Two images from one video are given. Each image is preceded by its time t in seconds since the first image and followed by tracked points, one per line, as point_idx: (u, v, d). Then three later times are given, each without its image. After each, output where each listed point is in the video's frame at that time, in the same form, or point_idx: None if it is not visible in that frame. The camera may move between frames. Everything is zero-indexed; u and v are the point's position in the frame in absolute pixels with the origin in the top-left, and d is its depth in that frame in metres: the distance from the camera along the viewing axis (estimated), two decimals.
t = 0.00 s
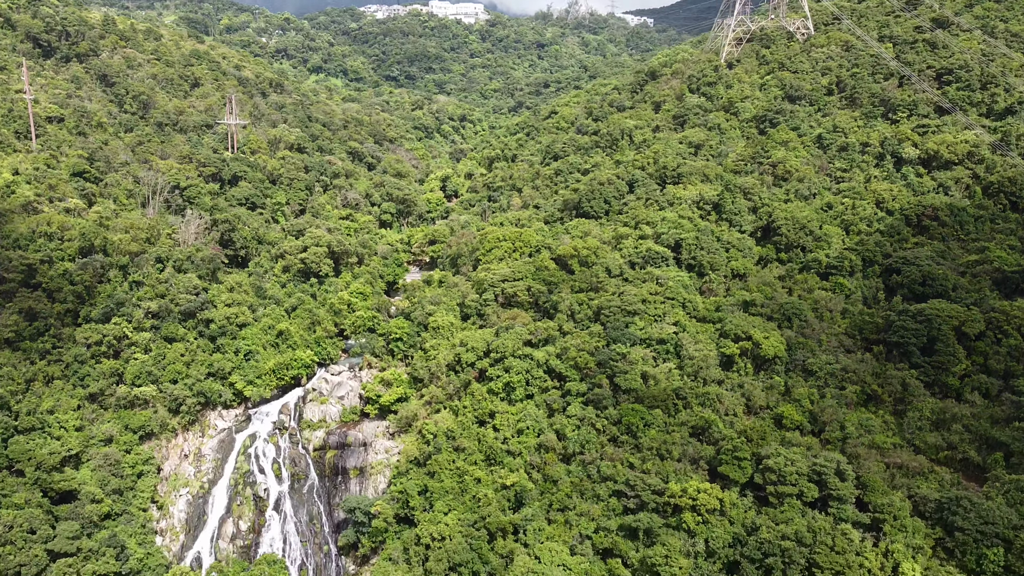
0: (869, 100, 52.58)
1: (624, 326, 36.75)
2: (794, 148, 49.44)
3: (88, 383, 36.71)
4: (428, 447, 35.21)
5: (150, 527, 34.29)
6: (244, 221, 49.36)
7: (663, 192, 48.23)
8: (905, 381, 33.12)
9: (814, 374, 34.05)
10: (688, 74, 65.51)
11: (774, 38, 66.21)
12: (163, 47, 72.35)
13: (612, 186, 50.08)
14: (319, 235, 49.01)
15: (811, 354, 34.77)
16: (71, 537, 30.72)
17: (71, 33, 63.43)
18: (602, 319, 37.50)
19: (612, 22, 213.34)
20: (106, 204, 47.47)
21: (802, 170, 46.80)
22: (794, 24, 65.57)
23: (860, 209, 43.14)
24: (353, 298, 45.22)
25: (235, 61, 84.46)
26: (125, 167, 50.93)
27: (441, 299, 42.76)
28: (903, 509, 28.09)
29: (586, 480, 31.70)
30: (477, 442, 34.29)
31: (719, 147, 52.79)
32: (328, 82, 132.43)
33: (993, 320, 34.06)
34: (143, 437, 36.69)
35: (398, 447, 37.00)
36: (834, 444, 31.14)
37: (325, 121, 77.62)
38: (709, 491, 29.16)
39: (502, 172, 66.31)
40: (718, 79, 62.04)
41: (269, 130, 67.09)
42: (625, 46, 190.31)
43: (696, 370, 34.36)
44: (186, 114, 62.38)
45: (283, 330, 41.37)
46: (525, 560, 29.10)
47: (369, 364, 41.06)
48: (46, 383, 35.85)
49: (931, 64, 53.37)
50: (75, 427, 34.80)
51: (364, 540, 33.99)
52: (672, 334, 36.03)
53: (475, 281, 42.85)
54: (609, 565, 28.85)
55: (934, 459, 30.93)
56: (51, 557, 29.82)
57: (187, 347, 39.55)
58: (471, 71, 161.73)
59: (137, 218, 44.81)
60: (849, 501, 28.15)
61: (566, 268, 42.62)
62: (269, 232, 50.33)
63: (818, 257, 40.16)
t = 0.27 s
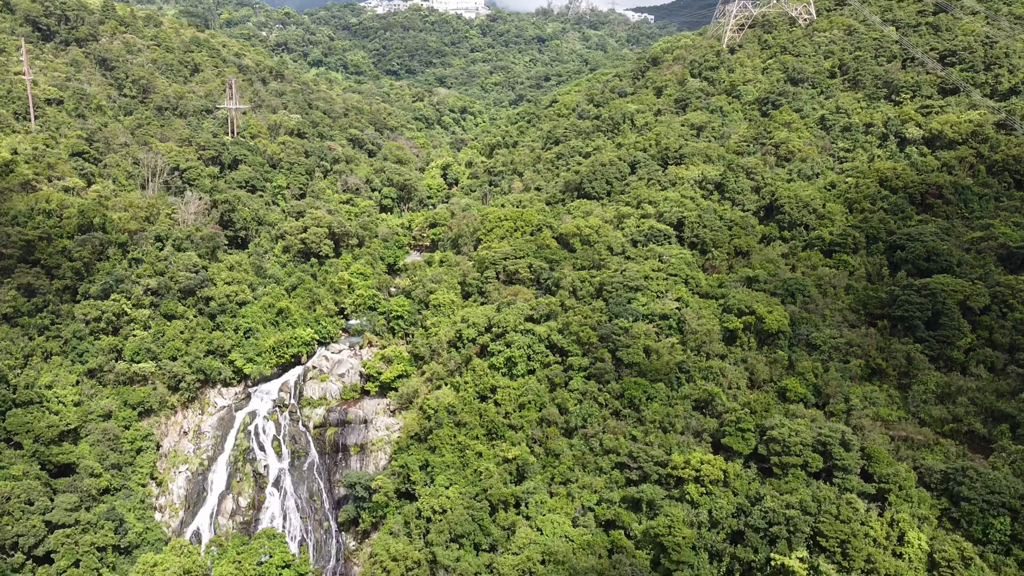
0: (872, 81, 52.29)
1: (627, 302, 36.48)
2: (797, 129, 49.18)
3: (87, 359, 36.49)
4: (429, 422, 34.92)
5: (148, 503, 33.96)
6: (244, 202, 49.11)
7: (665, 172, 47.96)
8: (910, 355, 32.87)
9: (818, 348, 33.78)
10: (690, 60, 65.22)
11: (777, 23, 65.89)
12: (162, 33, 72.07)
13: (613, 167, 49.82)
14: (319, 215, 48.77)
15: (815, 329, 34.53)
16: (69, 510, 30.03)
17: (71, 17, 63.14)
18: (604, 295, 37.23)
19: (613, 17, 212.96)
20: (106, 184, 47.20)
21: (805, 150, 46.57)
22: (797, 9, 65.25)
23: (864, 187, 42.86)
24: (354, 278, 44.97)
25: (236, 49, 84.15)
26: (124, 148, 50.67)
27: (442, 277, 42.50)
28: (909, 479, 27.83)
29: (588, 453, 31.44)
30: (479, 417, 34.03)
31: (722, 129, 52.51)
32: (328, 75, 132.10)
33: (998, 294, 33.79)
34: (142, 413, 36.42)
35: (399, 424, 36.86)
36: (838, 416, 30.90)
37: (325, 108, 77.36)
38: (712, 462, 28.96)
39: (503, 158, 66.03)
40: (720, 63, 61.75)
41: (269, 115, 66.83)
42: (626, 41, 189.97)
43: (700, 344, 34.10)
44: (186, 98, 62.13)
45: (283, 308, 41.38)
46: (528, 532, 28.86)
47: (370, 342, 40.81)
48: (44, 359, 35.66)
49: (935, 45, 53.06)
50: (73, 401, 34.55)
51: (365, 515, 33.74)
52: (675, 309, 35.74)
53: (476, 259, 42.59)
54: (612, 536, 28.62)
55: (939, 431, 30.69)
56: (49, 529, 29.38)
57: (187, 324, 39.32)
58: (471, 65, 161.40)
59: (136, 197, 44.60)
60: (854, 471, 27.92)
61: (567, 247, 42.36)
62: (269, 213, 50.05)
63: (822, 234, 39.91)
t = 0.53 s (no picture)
0: (875, 64, 52.00)
1: (629, 278, 36.22)
2: (799, 110, 48.89)
3: (85, 335, 36.29)
4: (430, 398, 34.66)
5: (147, 478, 33.71)
6: (244, 184, 48.83)
7: (667, 153, 47.70)
8: (915, 329, 32.60)
9: (822, 323, 33.52)
10: (692, 45, 64.91)
11: (779, 9, 65.57)
12: (162, 20, 71.79)
13: (615, 149, 49.54)
14: (319, 197, 48.51)
15: (819, 304, 34.27)
16: (66, 481, 29.61)
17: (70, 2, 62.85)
18: (606, 272, 36.92)
19: (614, 13, 212.52)
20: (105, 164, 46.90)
21: (808, 131, 46.33)
22: None
23: (867, 166, 42.60)
24: (354, 258, 44.71)
25: (236, 38, 83.91)
26: (123, 130, 50.41)
27: (442, 256, 42.21)
28: (914, 449, 27.56)
29: (590, 427, 31.18)
30: (480, 392, 33.78)
31: (724, 111, 52.24)
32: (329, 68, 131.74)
33: (1003, 269, 33.54)
34: (140, 389, 36.10)
35: (400, 401, 36.69)
36: (843, 389, 30.65)
37: (326, 96, 77.07)
38: (715, 434, 28.70)
39: (504, 143, 65.71)
40: (721, 48, 61.48)
41: (269, 101, 66.55)
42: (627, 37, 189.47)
43: (702, 319, 33.85)
44: (186, 83, 61.86)
45: (283, 286, 41.37)
46: (528, 504, 28.59)
47: (370, 320, 40.57)
48: (42, 334, 35.51)
49: (938, 28, 52.75)
50: (71, 376, 34.33)
51: (365, 491, 33.49)
52: (678, 285, 35.47)
53: (477, 238, 42.35)
54: (614, 508, 28.37)
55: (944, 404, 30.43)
56: (46, 501, 29.04)
57: (186, 302, 39.00)
58: (472, 59, 161.01)
59: (135, 177, 44.37)
60: (858, 441, 27.67)
61: (569, 226, 42.08)
62: (269, 194, 49.78)
63: (825, 212, 39.64)
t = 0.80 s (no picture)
0: (878, 46, 51.71)
1: (631, 253, 35.98)
2: (802, 91, 48.63)
3: (83, 310, 36.09)
4: (430, 372, 34.44)
5: (145, 453, 33.50)
6: (243, 165, 48.57)
7: (669, 133, 47.45)
8: (919, 302, 32.36)
9: (826, 296, 33.26)
10: (693, 30, 64.58)
11: None
12: (162, 6, 71.52)
13: (617, 130, 49.28)
14: (319, 177, 48.27)
15: (822, 278, 34.01)
16: (63, 453, 29.38)
17: None
18: (607, 247, 36.69)
19: (615, 8, 212.12)
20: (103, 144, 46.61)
21: (810, 111, 46.09)
22: None
23: (871, 144, 42.35)
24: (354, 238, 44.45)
25: (236, 26, 83.63)
26: (122, 111, 50.14)
27: (443, 235, 41.94)
28: (919, 418, 27.32)
29: (592, 399, 30.94)
30: (480, 366, 33.55)
31: (726, 92, 52.01)
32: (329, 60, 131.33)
33: (1008, 243, 33.27)
34: (138, 364, 35.89)
35: (400, 376, 36.53)
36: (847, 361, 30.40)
37: (326, 84, 76.78)
38: (718, 404, 28.46)
39: (505, 129, 65.40)
40: (723, 33, 61.24)
41: (269, 87, 66.26)
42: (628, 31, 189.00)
43: (705, 293, 33.61)
44: (185, 67, 61.57)
45: (283, 264, 40.88)
46: (530, 475, 28.35)
47: (370, 298, 40.28)
48: (40, 309, 35.31)
49: (942, 10, 52.42)
50: (69, 350, 34.11)
51: (364, 465, 33.24)
52: (680, 260, 35.22)
53: (477, 216, 42.13)
54: (616, 479, 28.15)
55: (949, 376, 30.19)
56: (43, 471, 28.88)
57: (185, 278, 38.74)
58: (473, 53, 160.64)
59: (134, 155, 44.14)
60: (862, 411, 27.43)
61: (570, 204, 41.80)
62: (269, 175, 49.53)
63: (828, 188, 39.39)
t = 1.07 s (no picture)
0: (880, 28, 51.43)
1: (633, 228, 35.77)
2: (804, 71, 48.37)
3: (81, 285, 35.85)
4: (431, 347, 34.24)
5: (144, 427, 33.23)
6: (243, 146, 48.32)
7: (671, 114, 47.23)
8: (923, 275, 32.14)
9: (829, 270, 33.02)
10: (695, 16, 64.26)
11: None
12: None
13: (618, 112, 49.06)
14: (320, 158, 48.11)
15: (826, 252, 33.77)
16: (61, 423, 29.17)
17: None
18: (609, 222, 36.48)
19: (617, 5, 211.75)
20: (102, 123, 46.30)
21: (812, 91, 45.91)
22: None
23: (874, 122, 42.13)
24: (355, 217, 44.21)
25: (236, 13, 83.31)
26: (121, 92, 49.89)
27: (443, 213, 41.67)
28: (924, 387, 27.08)
29: (594, 371, 30.71)
30: (481, 340, 33.31)
31: (728, 74, 51.93)
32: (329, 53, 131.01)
33: (1013, 217, 33.01)
34: (137, 340, 35.66)
35: (400, 352, 36.34)
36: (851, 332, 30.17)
37: (326, 72, 76.54)
38: (721, 374, 28.23)
39: (506, 114, 65.12)
40: (725, 17, 60.98)
41: (269, 73, 66.02)
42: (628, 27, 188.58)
43: (708, 266, 33.36)
44: (185, 52, 61.34)
45: (282, 242, 40.71)
46: (531, 445, 28.11)
47: (370, 276, 40.03)
48: (38, 284, 35.07)
49: None
50: (67, 324, 33.87)
51: (365, 439, 33.00)
52: (682, 235, 34.99)
53: (478, 195, 41.92)
54: (618, 449, 27.91)
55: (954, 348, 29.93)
56: (40, 441, 28.61)
57: (184, 255, 38.47)
58: (473, 47, 160.30)
59: (133, 134, 43.89)
60: (867, 379, 27.20)
61: (572, 181, 41.55)
62: (269, 156, 49.26)
63: (831, 165, 39.16)
